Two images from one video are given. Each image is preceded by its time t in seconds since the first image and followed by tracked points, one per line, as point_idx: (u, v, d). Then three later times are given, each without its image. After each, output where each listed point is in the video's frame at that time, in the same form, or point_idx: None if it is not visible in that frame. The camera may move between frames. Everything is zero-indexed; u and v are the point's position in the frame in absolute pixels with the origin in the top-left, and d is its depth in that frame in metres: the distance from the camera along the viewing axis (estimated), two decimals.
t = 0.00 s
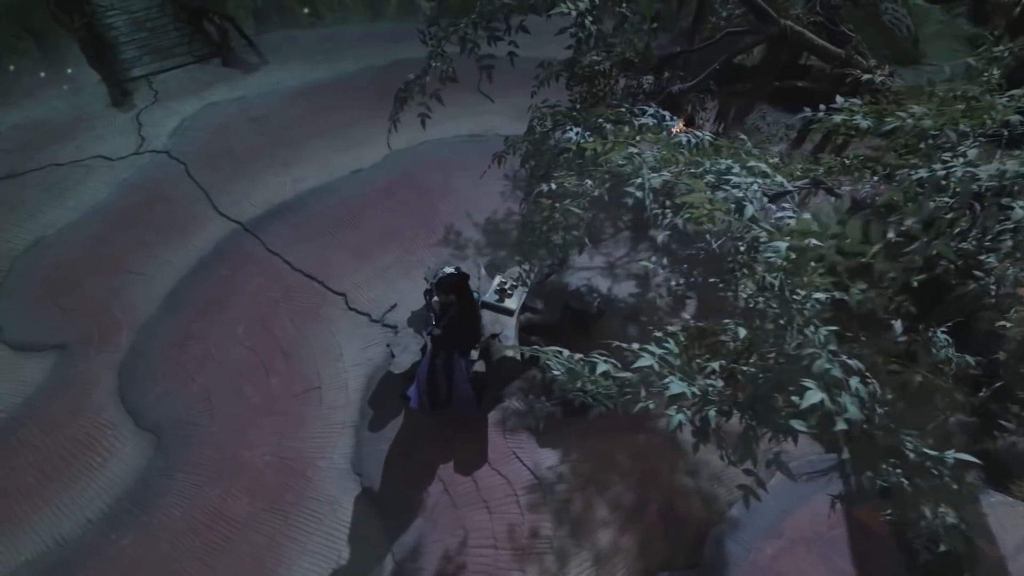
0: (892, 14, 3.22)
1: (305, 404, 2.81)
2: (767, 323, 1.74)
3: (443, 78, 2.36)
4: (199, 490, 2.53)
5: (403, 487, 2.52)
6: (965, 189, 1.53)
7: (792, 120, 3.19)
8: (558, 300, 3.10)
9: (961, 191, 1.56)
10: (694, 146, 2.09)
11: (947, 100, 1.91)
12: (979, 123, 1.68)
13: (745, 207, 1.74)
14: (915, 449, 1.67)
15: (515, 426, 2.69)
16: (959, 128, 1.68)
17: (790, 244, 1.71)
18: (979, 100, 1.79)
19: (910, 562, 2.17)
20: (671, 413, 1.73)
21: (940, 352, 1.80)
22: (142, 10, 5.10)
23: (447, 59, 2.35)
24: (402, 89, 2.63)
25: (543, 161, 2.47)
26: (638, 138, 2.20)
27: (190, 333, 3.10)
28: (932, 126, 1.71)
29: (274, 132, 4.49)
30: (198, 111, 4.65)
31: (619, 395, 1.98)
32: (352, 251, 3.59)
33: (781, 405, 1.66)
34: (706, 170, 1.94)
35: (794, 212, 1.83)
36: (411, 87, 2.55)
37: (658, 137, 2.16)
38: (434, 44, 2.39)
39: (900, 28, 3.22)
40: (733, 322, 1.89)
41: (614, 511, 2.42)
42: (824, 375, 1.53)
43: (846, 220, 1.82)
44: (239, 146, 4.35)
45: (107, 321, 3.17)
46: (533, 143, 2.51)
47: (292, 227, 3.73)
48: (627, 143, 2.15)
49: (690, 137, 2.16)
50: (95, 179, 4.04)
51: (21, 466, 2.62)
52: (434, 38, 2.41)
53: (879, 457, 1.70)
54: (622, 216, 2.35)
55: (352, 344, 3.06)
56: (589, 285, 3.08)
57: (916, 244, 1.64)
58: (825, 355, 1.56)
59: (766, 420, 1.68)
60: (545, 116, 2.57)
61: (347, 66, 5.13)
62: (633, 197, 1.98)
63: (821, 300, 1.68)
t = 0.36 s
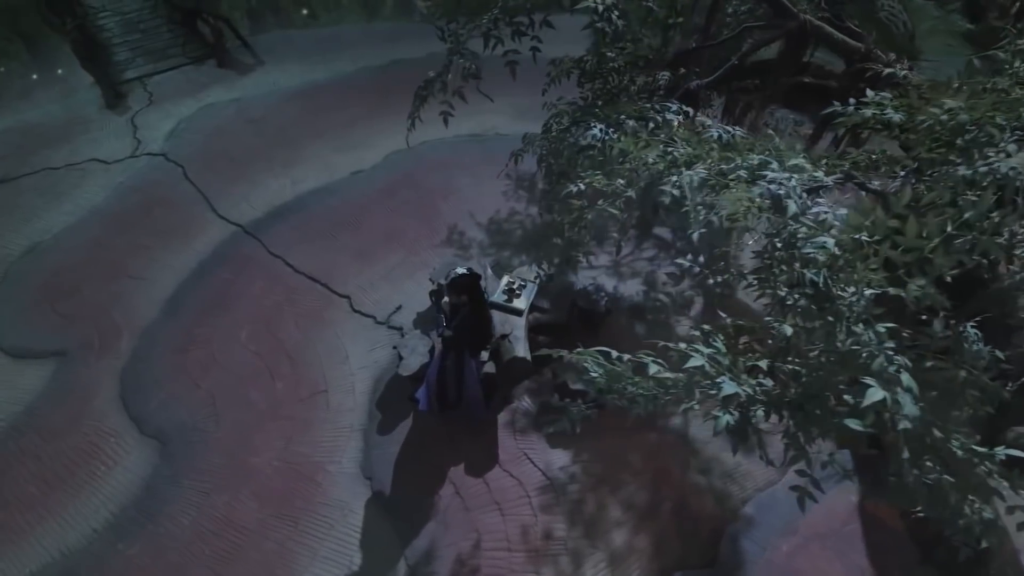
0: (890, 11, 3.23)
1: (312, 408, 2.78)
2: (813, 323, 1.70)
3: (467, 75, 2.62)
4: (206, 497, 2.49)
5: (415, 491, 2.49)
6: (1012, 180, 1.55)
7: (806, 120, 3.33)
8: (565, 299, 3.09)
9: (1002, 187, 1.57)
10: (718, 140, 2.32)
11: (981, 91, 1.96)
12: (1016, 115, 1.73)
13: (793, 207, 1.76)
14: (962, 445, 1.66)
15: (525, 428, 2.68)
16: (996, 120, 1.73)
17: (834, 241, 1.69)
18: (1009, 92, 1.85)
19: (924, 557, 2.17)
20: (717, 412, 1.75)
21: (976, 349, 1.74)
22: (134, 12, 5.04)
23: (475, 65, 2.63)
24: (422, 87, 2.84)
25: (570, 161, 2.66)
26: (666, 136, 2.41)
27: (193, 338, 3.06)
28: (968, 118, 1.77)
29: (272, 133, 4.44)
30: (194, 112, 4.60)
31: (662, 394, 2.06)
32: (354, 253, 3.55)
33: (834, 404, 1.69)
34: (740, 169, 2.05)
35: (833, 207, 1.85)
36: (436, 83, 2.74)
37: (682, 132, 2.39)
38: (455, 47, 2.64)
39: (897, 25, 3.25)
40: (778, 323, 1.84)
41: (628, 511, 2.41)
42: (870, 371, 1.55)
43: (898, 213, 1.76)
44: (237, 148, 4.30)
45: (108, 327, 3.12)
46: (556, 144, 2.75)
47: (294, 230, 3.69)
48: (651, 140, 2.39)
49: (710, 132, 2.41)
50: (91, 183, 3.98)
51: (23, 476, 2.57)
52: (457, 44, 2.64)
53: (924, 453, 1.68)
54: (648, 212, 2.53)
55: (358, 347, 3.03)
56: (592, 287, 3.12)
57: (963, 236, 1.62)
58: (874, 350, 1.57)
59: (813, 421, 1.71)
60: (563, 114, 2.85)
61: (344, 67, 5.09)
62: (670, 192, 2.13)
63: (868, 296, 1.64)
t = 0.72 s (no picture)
0: (882, 8, 3.18)
1: (316, 414, 2.74)
2: (856, 320, 1.73)
3: (484, 74, 2.75)
4: (210, 507, 2.45)
5: (424, 496, 2.46)
6: None
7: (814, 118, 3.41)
8: (569, 299, 3.06)
9: None
10: (739, 136, 2.35)
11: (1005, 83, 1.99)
12: None
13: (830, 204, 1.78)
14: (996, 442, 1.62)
15: (532, 429, 2.66)
16: None
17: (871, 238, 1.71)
18: None
19: (934, 550, 2.18)
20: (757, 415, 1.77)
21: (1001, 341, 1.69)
22: (123, 14, 4.97)
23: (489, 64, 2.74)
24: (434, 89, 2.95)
25: (586, 161, 2.64)
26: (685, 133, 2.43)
27: (193, 345, 3.01)
28: (999, 114, 1.78)
29: (268, 136, 4.39)
30: (188, 115, 4.54)
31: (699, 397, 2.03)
32: (355, 256, 3.51)
33: (877, 404, 1.71)
34: (764, 166, 2.07)
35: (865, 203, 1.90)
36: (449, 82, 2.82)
37: (702, 129, 2.42)
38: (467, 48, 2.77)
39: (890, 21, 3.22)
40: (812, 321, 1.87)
41: (638, 511, 2.40)
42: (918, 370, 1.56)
43: (946, 210, 1.75)
44: (232, 151, 4.25)
45: (105, 335, 3.07)
46: (568, 143, 2.73)
47: (293, 233, 3.65)
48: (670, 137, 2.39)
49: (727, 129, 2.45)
50: (84, 188, 3.91)
51: (22, 489, 2.51)
52: (471, 48, 2.78)
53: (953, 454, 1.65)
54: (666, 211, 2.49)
55: (361, 351, 3.00)
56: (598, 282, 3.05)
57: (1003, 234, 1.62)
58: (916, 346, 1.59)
59: (859, 424, 1.72)
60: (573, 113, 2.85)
61: (338, 68, 5.05)
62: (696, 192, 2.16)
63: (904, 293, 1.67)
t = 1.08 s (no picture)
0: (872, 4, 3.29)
1: (320, 421, 2.70)
2: (893, 318, 1.73)
3: (502, 74, 2.78)
4: (215, 519, 2.40)
5: (434, 501, 2.44)
6: None
7: (821, 117, 3.49)
8: (574, 298, 3.02)
9: None
10: (761, 134, 2.35)
11: None
12: None
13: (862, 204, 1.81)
14: None
15: (540, 431, 2.64)
16: None
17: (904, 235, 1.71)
18: None
19: (942, 543, 2.19)
20: (795, 417, 1.72)
21: None
22: (109, 19, 4.92)
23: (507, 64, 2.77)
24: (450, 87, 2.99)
25: (604, 161, 2.62)
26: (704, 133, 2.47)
27: (192, 353, 2.97)
28: None
29: (262, 140, 4.34)
30: (179, 119, 4.47)
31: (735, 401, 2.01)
32: (355, 260, 3.47)
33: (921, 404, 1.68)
34: (788, 164, 2.09)
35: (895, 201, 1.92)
36: (467, 82, 2.87)
37: (719, 128, 2.46)
38: (482, 48, 2.79)
39: (880, 18, 3.32)
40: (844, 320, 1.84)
41: (649, 512, 2.39)
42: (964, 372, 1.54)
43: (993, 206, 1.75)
44: (226, 156, 4.19)
45: (101, 345, 3.01)
46: (585, 143, 2.71)
47: (291, 238, 3.61)
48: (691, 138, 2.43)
49: (749, 127, 2.45)
50: (73, 196, 3.83)
51: (19, 506, 2.45)
52: (485, 48, 2.78)
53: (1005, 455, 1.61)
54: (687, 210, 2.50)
55: (363, 356, 2.97)
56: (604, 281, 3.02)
57: None
58: (960, 348, 1.57)
59: (902, 424, 1.71)
60: (592, 113, 2.81)
61: (331, 70, 5.00)
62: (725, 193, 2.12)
63: (943, 290, 1.66)
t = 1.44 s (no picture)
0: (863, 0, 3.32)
1: (323, 429, 2.66)
2: (930, 318, 1.73)
3: (518, 75, 2.74)
4: (219, 531, 2.36)
5: (441, 507, 2.41)
6: None
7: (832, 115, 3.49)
8: (575, 301, 3.05)
9: None
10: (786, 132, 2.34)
11: None
12: None
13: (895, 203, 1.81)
14: None
15: (546, 434, 2.62)
16: None
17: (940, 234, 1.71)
18: None
19: (950, 535, 2.21)
20: (837, 420, 1.70)
21: None
22: (93, 22, 4.82)
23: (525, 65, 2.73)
24: (465, 88, 2.94)
25: (619, 162, 2.61)
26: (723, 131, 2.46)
27: (189, 363, 2.91)
28: None
29: (254, 144, 4.28)
30: (169, 124, 4.39)
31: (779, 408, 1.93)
32: (354, 264, 3.43)
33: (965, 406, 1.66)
34: (813, 163, 2.08)
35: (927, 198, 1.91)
36: (482, 81, 2.80)
37: (736, 125, 2.47)
38: (495, 49, 2.80)
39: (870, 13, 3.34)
40: (880, 320, 1.84)
41: (658, 513, 2.38)
42: (1014, 373, 1.52)
43: None
44: (218, 161, 4.12)
45: (95, 357, 2.94)
46: (602, 143, 2.73)
47: (287, 243, 3.56)
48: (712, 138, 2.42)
49: (772, 125, 2.44)
50: (61, 204, 3.75)
51: (15, 524, 2.39)
52: (500, 50, 2.79)
53: None
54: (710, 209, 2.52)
55: (365, 361, 2.93)
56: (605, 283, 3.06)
57: None
58: (1008, 347, 1.55)
59: (948, 425, 1.68)
60: (590, 112, 2.91)
61: (322, 72, 4.94)
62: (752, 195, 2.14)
63: (984, 289, 1.64)
